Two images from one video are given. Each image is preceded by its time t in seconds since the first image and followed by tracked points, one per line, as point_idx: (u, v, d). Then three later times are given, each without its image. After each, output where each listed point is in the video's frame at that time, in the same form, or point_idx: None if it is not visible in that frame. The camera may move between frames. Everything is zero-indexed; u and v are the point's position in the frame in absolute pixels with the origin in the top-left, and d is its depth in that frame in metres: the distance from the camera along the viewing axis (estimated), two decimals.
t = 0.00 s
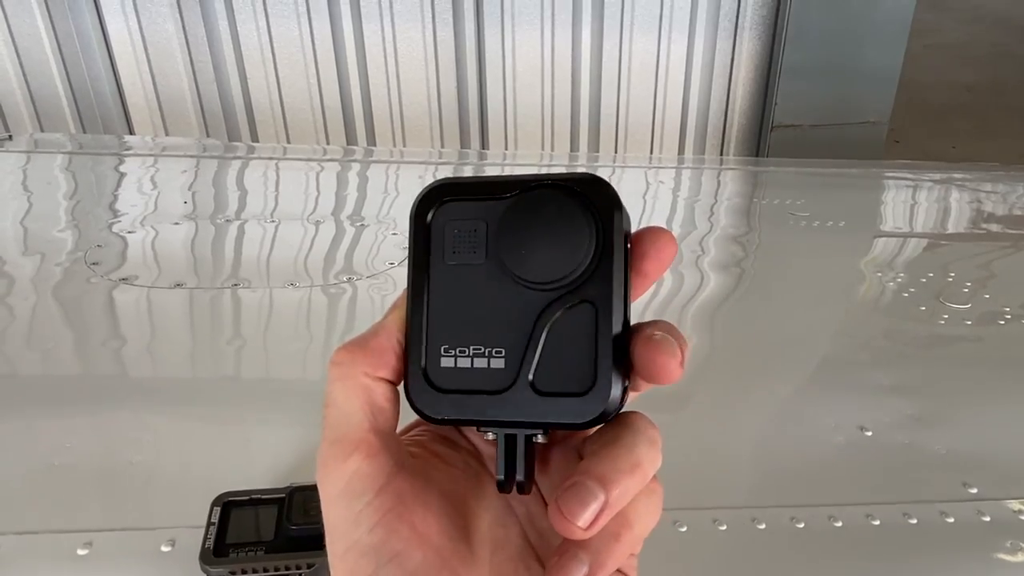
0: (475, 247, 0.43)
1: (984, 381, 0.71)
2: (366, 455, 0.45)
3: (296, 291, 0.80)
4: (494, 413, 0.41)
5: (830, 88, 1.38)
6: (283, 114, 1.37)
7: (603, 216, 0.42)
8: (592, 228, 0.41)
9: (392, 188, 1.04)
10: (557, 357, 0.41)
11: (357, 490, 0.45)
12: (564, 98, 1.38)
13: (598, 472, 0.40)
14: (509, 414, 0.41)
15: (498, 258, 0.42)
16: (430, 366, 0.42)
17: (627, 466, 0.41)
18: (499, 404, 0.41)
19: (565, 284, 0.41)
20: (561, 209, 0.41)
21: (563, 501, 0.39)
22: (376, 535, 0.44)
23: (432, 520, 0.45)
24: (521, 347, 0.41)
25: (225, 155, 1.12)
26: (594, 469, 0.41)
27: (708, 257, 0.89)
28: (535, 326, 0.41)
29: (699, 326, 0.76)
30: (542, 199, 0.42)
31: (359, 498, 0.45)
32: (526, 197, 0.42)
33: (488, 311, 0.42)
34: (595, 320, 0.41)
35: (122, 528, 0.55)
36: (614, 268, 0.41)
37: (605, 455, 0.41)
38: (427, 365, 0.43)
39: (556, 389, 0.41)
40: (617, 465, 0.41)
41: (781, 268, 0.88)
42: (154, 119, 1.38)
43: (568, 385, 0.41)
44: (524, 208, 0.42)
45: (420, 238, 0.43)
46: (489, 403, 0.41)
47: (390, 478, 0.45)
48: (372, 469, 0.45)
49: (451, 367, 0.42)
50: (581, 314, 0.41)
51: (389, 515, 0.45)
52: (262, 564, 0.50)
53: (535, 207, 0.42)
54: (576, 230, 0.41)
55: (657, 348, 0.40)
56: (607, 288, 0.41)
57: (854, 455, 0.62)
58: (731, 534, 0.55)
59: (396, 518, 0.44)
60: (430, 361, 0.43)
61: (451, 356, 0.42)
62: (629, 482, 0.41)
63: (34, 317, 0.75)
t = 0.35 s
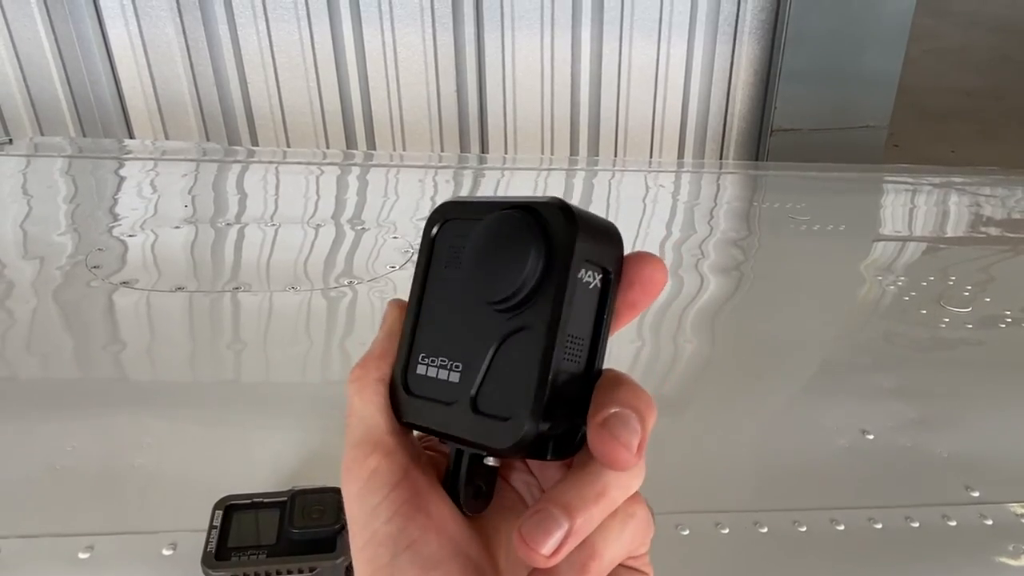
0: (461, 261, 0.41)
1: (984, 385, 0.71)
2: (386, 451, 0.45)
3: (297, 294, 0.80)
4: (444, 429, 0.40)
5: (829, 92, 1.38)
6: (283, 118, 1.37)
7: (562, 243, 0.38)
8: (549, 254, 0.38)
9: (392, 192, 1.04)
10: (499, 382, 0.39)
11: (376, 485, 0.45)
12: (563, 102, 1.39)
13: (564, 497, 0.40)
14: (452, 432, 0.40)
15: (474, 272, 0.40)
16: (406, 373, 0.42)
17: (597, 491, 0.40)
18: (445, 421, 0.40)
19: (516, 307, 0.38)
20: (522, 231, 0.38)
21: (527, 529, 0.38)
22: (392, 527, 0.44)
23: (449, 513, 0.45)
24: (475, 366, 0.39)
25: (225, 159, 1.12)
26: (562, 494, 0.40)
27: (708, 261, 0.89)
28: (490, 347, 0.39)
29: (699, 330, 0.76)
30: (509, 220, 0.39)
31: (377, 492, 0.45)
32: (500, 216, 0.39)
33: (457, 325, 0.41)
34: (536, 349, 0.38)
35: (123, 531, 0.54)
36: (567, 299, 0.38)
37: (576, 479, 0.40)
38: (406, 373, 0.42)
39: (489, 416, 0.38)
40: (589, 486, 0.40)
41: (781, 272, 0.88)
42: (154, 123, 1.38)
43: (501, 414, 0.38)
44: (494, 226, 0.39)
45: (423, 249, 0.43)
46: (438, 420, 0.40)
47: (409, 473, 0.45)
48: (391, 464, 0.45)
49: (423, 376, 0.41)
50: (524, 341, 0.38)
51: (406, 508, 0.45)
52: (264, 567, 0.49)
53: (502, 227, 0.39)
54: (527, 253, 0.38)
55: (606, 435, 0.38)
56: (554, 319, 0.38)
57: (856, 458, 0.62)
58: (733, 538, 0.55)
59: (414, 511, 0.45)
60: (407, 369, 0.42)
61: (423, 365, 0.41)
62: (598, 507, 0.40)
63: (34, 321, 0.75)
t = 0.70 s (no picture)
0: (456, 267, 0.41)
1: (982, 393, 0.71)
2: (382, 454, 0.46)
3: (295, 300, 0.80)
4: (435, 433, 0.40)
5: (827, 100, 1.39)
6: (281, 124, 1.37)
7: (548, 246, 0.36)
8: (535, 257, 0.37)
9: (391, 198, 1.04)
10: (488, 389, 0.38)
11: (372, 487, 0.46)
12: (562, 110, 1.39)
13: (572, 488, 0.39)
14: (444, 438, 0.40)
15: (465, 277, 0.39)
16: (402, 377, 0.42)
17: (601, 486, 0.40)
18: (438, 426, 0.40)
19: (504, 311, 0.38)
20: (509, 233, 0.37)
21: (539, 514, 0.38)
22: (385, 531, 0.45)
23: (442, 517, 0.45)
24: (466, 371, 0.39)
25: (224, 165, 1.12)
26: (570, 486, 0.40)
27: (706, 268, 0.89)
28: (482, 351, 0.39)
29: (698, 337, 0.76)
30: (497, 221, 0.38)
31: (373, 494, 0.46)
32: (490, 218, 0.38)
33: (452, 331, 0.40)
34: (522, 354, 0.37)
35: (120, 538, 0.54)
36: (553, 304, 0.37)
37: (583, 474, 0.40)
38: (402, 377, 0.43)
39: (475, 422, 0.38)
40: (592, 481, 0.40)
41: (779, 279, 0.88)
42: (153, 130, 1.38)
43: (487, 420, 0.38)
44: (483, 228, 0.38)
45: (422, 254, 0.43)
46: (432, 424, 0.40)
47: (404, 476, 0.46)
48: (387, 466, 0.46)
49: (420, 380, 0.42)
50: (510, 347, 0.37)
51: (400, 511, 0.45)
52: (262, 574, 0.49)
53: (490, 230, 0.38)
54: (511, 255, 0.37)
55: (611, 435, 0.38)
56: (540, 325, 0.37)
57: (855, 466, 0.62)
58: (733, 545, 0.55)
59: (407, 515, 0.45)
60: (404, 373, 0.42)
61: (419, 369, 0.42)
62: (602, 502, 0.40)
63: (32, 326, 0.75)
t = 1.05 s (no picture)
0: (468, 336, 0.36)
1: (983, 403, 0.71)
2: (383, 514, 0.44)
3: (296, 309, 0.80)
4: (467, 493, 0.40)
5: (825, 111, 1.39)
6: (282, 133, 1.38)
7: (621, 351, 0.34)
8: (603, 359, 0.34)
9: (391, 207, 1.05)
10: (541, 459, 0.38)
11: (376, 547, 0.44)
12: (561, 120, 1.40)
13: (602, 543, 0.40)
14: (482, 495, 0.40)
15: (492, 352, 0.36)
16: (409, 435, 0.40)
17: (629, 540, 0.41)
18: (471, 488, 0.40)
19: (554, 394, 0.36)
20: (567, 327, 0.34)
21: None
22: None
23: (453, 570, 0.44)
24: (501, 440, 0.38)
25: (224, 174, 1.12)
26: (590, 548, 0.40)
27: (706, 278, 0.89)
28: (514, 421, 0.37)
29: (698, 346, 0.76)
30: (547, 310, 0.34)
31: (378, 555, 0.44)
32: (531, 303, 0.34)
33: (471, 397, 0.37)
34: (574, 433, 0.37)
35: (122, 546, 0.54)
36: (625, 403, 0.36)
37: (612, 533, 0.40)
38: (407, 433, 0.40)
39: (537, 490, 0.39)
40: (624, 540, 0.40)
41: (779, 289, 0.88)
42: (154, 139, 1.38)
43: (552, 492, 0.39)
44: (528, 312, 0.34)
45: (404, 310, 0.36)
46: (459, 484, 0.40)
47: (409, 533, 0.45)
48: (389, 527, 0.44)
49: (427, 437, 0.39)
50: (576, 439, 0.37)
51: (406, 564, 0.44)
52: None
53: (535, 320, 0.34)
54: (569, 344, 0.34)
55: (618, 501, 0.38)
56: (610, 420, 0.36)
57: (856, 476, 0.62)
58: (734, 555, 0.55)
59: None
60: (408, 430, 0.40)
61: (428, 429, 0.39)
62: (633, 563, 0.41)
63: (33, 334, 0.75)
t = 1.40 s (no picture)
0: (445, 370, 0.36)
1: (982, 401, 0.71)
2: (365, 527, 0.44)
3: (295, 309, 0.80)
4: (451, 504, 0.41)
5: (824, 110, 1.39)
6: (281, 133, 1.38)
7: (600, 388, 0.34)
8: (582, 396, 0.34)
9: (390, 208, 1.05)
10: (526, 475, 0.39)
11: (358, 559, 0.44)
12: (561, 120, 1.39)
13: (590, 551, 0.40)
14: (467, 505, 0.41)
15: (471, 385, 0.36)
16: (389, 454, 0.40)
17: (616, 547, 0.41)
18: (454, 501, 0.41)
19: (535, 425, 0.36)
20: (544, 365, 0.33)
21: None
22: None
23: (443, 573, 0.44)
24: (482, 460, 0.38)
25: (224, 174, 1.12)
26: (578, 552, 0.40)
27: (705, 278, 0.89)
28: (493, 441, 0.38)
29: (697, 346, 0.76)
30: (527, 350, 0.33)
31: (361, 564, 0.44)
32: (509, 343, 0.33)
33: (453, 424, 0.37)
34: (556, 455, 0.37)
35: (122, 547, 0.54)
36: (605, 429, 0.36)
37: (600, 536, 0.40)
38: (387, 452, 0.40)
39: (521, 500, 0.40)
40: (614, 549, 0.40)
41: (778, 289, 0.89)
42: (153, 140, 1.38)
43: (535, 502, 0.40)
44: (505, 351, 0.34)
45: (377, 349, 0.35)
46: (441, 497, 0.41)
47: (393, 543, 0.44)
48: (372, 540, 0.44)
49: (407, 457, 0.40)
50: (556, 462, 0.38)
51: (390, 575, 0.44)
52: None
53: (515, 359, 0.34)
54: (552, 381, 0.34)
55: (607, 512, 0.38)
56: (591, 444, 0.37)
57: (855, 475, 0.62)
58: (734, 554, 0.55)
59: None
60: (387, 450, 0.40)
61: (408, 448, 0.39)
62: (621, 570, 0.40)
63: (32, 335, 0.75)
